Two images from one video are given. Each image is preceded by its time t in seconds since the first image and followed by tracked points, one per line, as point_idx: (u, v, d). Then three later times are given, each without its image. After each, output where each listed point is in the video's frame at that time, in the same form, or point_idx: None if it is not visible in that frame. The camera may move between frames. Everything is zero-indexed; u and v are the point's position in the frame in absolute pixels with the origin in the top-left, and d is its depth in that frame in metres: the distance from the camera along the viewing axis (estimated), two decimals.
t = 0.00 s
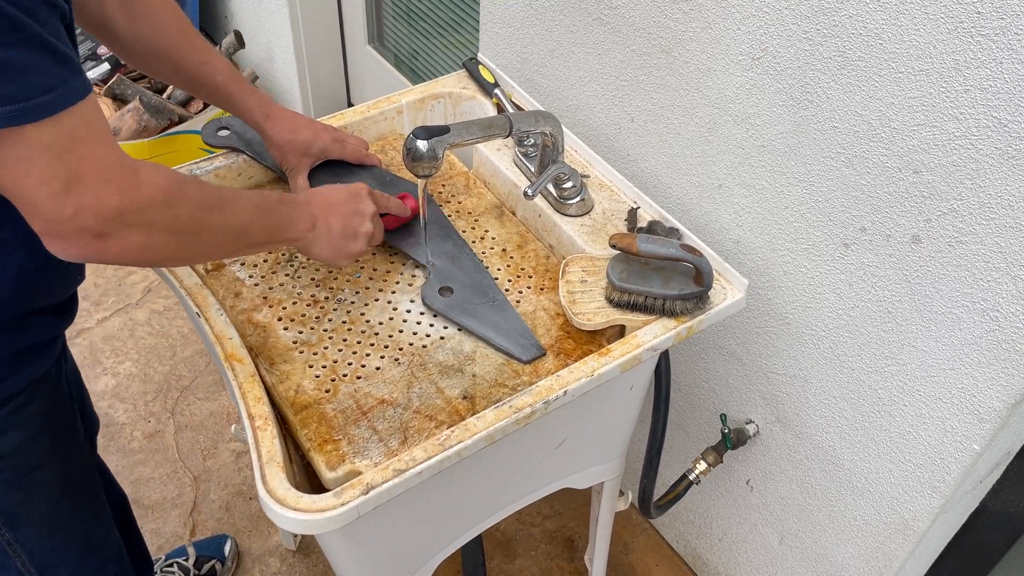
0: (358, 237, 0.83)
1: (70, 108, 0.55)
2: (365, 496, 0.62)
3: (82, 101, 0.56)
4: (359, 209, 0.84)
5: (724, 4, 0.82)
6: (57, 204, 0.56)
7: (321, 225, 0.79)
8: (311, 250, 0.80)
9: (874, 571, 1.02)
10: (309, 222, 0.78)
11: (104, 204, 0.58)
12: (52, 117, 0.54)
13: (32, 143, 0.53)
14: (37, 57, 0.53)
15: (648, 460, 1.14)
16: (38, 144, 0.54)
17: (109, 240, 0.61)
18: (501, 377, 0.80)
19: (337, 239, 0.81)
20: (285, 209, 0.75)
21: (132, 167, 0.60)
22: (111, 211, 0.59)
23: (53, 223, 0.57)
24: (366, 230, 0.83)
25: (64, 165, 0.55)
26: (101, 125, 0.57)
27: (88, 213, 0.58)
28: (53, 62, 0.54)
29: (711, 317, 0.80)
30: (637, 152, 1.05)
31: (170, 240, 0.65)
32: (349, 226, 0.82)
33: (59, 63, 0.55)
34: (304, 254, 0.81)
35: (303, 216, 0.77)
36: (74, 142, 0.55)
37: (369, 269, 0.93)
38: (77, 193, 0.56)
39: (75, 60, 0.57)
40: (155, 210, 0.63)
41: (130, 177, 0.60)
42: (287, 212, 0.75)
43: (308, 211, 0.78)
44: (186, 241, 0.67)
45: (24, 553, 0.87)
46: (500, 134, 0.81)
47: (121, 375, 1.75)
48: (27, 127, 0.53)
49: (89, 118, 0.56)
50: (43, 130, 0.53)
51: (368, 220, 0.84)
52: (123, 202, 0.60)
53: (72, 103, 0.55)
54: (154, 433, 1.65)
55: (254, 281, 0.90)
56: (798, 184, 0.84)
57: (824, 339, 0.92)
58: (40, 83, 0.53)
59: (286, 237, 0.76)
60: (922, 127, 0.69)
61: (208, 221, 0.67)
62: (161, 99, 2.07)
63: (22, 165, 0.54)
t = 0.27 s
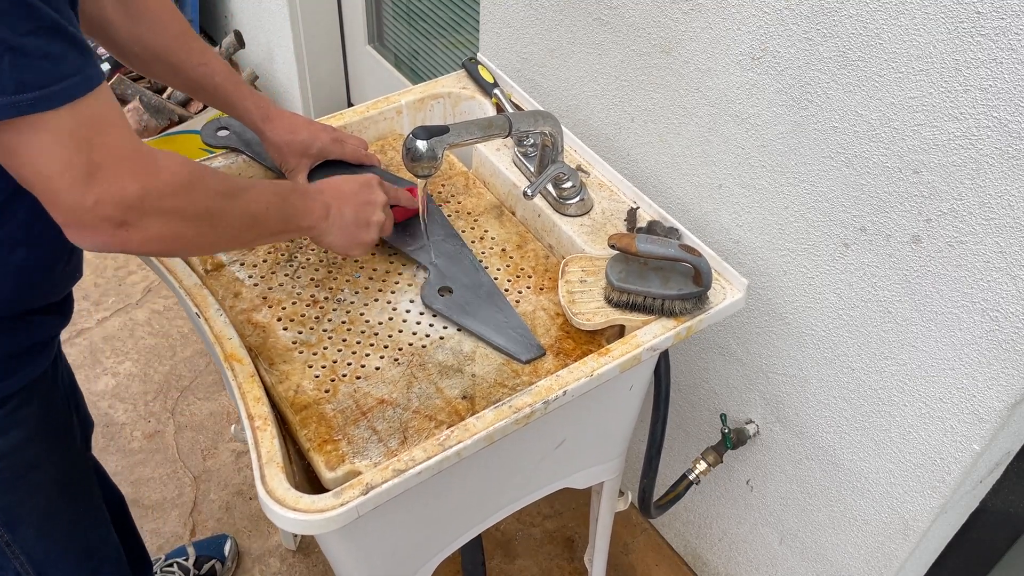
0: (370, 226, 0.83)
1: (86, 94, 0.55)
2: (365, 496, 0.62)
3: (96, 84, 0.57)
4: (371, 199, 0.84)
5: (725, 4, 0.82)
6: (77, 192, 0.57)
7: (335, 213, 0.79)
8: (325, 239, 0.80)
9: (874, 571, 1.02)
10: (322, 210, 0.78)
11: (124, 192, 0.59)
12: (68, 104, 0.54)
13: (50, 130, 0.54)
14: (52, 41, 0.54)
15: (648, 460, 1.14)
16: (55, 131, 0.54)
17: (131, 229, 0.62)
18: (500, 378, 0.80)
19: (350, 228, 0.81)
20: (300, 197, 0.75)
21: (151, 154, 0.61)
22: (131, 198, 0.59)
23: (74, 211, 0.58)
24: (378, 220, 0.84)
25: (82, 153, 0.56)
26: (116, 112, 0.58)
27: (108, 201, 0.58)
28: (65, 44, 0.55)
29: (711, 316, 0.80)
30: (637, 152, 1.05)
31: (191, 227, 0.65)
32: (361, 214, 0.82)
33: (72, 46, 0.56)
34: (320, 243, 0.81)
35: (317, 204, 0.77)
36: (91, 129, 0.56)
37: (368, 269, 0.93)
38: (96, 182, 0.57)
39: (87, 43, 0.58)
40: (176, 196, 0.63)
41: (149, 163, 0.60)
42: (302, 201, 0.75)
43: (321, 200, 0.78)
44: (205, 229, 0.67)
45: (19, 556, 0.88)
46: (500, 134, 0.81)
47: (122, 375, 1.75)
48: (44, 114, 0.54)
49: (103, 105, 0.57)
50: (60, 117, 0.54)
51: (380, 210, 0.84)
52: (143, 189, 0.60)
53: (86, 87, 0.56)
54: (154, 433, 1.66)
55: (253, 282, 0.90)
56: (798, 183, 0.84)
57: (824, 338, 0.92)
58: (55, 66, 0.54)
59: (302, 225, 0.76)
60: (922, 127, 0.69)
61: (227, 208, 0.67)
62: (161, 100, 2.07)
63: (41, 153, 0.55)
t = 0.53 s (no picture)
0: (377, 227, 0.83)
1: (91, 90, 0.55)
2: (365, 496, 0.62)
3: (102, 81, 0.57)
4: (378, 199, 0.84)
5: (724, 4, 0.82)
6: (84, 190, 0.57)
7: (341, 213, 0.79)
8: (332, 239, 0.80)
9: (874, 571, 1.02)
10: (328, 210, 0.78)
11: (129, 187, 0.59)
12: (73, 100, 0.54)
13: (56, 126, 0.54)
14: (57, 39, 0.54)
15: (648, 460, 1.14)
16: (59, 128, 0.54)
17: (137, 225, 0.62)
18: (501, 378, 0.80)
19: (357, 228, 0.81)
20: (305, 197, 0.75)
21: (156, 152, 0.61)
22: (136, 195, 0.60)
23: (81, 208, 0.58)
24: (385, 220, 0.84)
25: (87, 150, 0.56)
26: (120, 106, 0.58)
27: (114, 198, 0.59)
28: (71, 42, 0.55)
29: (711, 317, 0.80)
30: (638, 152, 1.05)
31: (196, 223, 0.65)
32: (369, 216, 0.82)
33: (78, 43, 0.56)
34: (326, 242, 0.81)
35: (324, 204, 0.77)
36: (95, 124, 0.56)
37: (369, 270, 0.93)
38: (100, 177, 0.57)
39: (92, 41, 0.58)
40: (181, 192, 0.63)
41: (154, 162, 0.60)
42: (307, 201, 0.75)
43: (327, 199, 0.78)
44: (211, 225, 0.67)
45: (18, 555, 0.88)
46: (500, 135, 0.81)
47: (121, 375, 1.75)
48: (50, 109, 0.54)
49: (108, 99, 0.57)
50: (65, 113, 0.54)
51: (387, 211, 0.84)
52: (148, 184, 0.60)
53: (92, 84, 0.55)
54: (154, 433, 1.66)
55: (254, 281, 0.90)
56: (798, 183, 0.84)
57: (824, 339, 0.92)
58: (60, 64, 0.54)
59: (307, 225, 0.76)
60: (923, 127, 0.69)
61: (232, 206, 0.68)
62: (161, 99, 2.07)
63: (46, 150, 0.55)
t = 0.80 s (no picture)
0: (367, 200, 0.83)
1: (92, 85, 0.56)
2: (365, 495, 0.62)
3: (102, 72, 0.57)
4: (369, 173, 0.83)
5: (725, 4, 0.82)
6: (85, 178, 0.58)
7: (333, 187, 0.79)
8: (325, 212, 0.80)
9: (874, 571, 1.02)
10: (322, 184, 0.77)
11: (130, 175, 0.60)
12: (73, 94, 0.55)
13: (57, 120, 0.55)
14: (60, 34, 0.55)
15: (648, 460, 1.14)
16: (60, 121, 0.55)
17: (139, 209, 0.63)
18: (501, 377, 0.80)
19: (348, 204, 0.81)
20: (299, 172, 0.75)
21: (152, 137, 0.61)
22: (135, 181, 0.61)
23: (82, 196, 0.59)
24: (375, 194, 0.83)
25: (87, 141, 0.57)
26: (117, 92, 0.58)
27: (115, 185, 0.60)
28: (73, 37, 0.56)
29: (711, 316, 0.80)
30: (638, 152, 1.05)
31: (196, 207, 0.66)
32: (359, 189, 0.82)
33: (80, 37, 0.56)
34: (319, 215, 0.81)
35: (316, 178, 0.77)
36: (96, 116, 0.57)
37: (369, 269, 0.93)
38: (103, 167, 0.58)
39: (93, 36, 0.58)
40: (179, 177, 0.64)
41: (151, 146, 0.61)
42: (301, 175, 0.75)
43: (320, 174, 0.77)
44: (209, 208, 0.67)
45: (17, 554, 0.88)
46: (501, 134, 0.82)
47: (121, 375, 1.75)
48: (52, 106, 0.54)
49: (106, 90, 0.57)
50: (66, 106, 0.55)
51: (376, 184, 0.84)
52: (147, 171, 0.61)
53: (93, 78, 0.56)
54: (154, 433, 1.66)
55: (254, 280, 0.90)
56: (798, 183, 0.84)
57: (824, 338, 0.92)
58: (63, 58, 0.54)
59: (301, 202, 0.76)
60: (922, 127, 0.70)
61: (229, 187, 0.68)
62: (161, 100, 2.08)
63: (46, 143, 0.56)
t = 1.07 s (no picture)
0: (349, 200, 0.83)
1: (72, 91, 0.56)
2: (366, 494, 0.62)
3: (82, 79, 0.57)
4: (349, 173, 0.84)
5: (725, 4, 0.82)
6: (63, 183, 0.58)
7: (314, 188, 0.80)
8: (304, 214, 0.81)
9: (874, 571, 1.02)
10: (302, 186, 0.78)
11: (109, 181, 0.60)
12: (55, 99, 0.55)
13: (37, 127, 0.55)
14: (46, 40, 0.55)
15: (648, 459, 1.14)
16: (37, 127, 0.55)
17: (118, 215, 0.64)
18: (501, 377, 0.80)
19: (328, 201, 0.81)
20: (279, 173, 0.75)
21: (132, 142, 0.62)
22: (114, 186, 0.61)
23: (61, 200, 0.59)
24: (355, 194, 0.84)
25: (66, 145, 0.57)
26: (97, 100, 0.58)
27: (95, 190, 0.60)
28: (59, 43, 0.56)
29: (711, 315, 0.80)
30: (638, 152, 1.05)
31: (175, 213, 0.67)
32: (339, 189, 0.82)
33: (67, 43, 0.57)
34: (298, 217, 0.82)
35: (298, 181, 0.77)
36: (74, 126, 0.57)
37: (369, 268, 0.93)
38: (82, 173, 0.58)
39: (78, 40, 0.58)
40: (161, 179, 0.64)
41: (131, 152, 0.61)
42: (279, 174, 0.75)
43: (300, 174, 0.78)
44: (188, 213, 0.68)
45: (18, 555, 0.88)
46: (501, 134, 0.82)
47: (121, 375, 1.75)
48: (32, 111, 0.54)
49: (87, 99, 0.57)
50: (41, 113, 0.55)
51: (358, 183, 0.84)
52: (128, 177, 0.62)
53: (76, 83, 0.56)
54: (154, 433, 1.66)
55: (255, 279, 0.90)
56: (798, 183, 0.84)
57: (824, 337, 0.92)
58: (47, 65, 0.54)
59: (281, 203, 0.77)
60: (923, 127, 0.70)
61: (204, 189, 0.68)
62: (161, 100, 2.08)
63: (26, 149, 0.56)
